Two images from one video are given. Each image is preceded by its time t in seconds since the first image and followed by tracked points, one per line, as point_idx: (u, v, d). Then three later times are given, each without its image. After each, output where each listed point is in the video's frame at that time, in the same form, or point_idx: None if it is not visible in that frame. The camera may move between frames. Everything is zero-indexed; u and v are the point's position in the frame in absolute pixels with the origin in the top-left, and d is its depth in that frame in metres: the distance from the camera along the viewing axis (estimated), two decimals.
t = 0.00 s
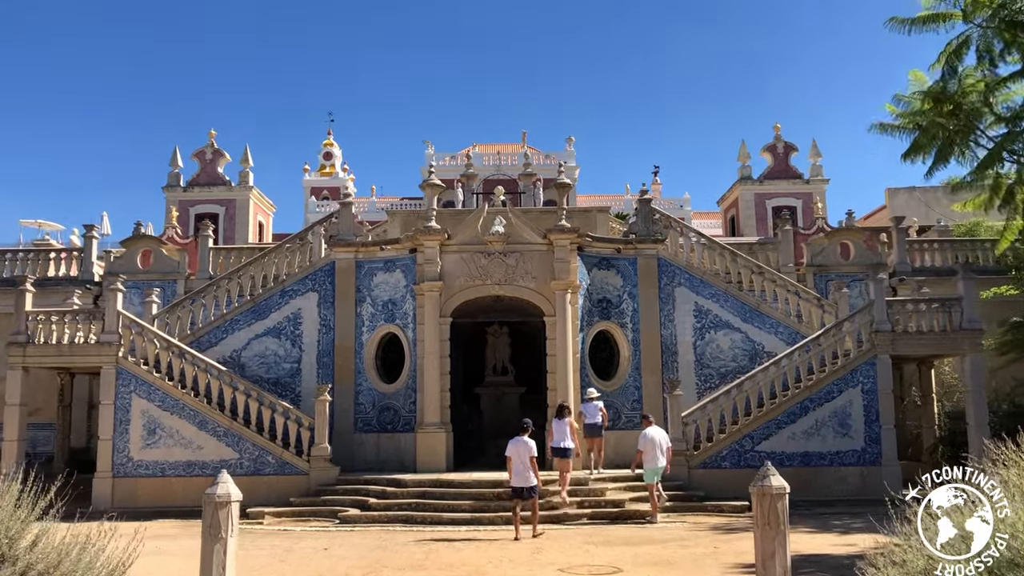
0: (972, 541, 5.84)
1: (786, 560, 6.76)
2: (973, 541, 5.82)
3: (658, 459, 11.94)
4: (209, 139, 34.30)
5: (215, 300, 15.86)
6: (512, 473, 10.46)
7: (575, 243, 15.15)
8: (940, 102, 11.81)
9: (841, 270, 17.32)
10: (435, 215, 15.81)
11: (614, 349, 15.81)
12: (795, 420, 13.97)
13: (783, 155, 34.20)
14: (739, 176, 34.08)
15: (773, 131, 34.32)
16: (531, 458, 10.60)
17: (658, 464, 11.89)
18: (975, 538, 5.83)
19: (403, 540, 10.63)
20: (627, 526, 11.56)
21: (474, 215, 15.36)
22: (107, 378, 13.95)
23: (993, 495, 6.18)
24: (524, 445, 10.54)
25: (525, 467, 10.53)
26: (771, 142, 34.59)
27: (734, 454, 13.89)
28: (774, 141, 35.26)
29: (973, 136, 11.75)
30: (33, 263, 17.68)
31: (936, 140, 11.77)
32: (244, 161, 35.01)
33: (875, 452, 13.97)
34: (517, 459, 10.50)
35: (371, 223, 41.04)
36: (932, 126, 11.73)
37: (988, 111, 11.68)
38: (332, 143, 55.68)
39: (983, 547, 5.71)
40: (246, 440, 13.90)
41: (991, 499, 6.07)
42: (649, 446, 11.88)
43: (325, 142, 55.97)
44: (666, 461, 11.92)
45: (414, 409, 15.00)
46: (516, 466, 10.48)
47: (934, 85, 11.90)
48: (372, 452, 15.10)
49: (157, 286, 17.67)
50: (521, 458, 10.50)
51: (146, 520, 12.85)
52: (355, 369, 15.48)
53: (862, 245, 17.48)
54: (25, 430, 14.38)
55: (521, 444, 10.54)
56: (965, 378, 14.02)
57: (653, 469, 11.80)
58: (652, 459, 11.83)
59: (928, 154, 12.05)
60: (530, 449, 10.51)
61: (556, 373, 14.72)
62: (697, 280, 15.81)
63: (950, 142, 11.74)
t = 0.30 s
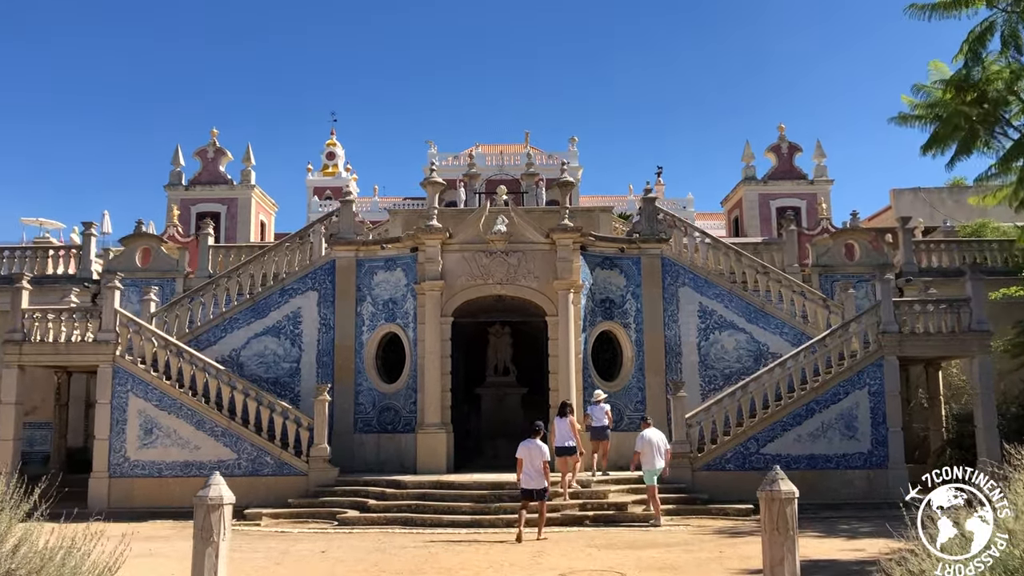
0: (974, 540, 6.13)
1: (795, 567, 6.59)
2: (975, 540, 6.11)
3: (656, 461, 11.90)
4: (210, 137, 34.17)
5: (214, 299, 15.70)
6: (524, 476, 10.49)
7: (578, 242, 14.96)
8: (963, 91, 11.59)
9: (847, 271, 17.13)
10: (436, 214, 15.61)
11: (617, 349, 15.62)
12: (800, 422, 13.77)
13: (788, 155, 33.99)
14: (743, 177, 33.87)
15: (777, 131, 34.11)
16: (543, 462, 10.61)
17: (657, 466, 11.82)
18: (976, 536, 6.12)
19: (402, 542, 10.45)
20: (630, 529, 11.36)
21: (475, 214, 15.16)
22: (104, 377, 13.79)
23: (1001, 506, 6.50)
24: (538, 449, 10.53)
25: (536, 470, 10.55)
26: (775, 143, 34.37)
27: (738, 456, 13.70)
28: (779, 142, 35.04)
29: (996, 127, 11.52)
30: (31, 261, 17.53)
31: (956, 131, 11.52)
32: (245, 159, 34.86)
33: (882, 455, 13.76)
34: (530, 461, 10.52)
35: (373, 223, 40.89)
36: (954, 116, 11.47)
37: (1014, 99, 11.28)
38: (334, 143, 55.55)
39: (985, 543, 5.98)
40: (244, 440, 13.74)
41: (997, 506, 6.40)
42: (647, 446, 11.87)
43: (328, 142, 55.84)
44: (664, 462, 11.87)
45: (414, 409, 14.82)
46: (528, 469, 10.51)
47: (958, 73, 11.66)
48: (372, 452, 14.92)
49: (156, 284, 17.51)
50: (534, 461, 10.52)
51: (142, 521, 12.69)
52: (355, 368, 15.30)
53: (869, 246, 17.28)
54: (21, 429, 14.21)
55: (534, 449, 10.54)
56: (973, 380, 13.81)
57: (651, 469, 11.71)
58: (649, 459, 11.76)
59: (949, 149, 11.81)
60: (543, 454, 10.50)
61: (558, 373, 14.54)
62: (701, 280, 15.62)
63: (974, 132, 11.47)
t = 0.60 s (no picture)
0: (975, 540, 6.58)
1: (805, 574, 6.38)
2: (975, 540, 6.58)
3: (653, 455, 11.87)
4: (208, 135, 33.88)
5: (209, 297, 15.45)
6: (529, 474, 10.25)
7: (578, 239, 14.72)
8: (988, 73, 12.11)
9: (851, 269, 16.90)
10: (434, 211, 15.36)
11: (618, 349, 15.38)
12: (804, 424, 13.53)
13: (789, 154, 33.76)
14: (744, 176, 33.64)
15: (779, 130, 33.89)
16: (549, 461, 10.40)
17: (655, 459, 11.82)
18: (977, 537, 6.60)
19: (397, 546, 10.20)
20: (631, 533, 11.10)
21: (474, 211, 14.91)
22: (96, 376, 13.54)
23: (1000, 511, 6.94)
24: (544, 448, 10.35)
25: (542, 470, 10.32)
26: (777, 142, 34.14)
27: (741, 458, 13.46)
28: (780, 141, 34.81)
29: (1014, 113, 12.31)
30: (22, 258, 17.24)
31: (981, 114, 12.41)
32: (243, 158, 34.60)
33: (888, 457, 13.52)
34: (536, 461, 10.30)
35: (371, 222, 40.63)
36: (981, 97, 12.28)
37: None
38: (333, 142, 55.28)
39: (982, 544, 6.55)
40: (238, 441, 13.49)
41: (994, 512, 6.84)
42: (645, 437, 11.90)
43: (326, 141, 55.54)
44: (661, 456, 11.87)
45: (412, 409, 14.58)
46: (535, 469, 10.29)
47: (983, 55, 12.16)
48: (368, 453, 14.67)
49: (150, 281, 17.26)
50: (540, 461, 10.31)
51: (132, 523, 12.43)
52: (351, 368, 15.06)
53: (873, 245, 17.05)
54: (10, 428, 13.93)
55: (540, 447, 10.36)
56: (980, 381, 13.58)
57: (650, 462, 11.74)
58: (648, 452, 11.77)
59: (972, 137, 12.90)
60: (551, 452, 10.32)
61: (558, 373, 14.29)
62: (704, 279, 15.38)
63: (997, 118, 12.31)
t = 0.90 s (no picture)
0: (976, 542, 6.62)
1: None
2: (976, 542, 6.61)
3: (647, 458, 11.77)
4: (202, 137, 33.63)
5: (200, 300, 15.21)
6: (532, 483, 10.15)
7: (576, 242, 14.51)
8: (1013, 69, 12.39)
9: (851, 273, 16.71)
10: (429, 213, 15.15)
11: (615, 354, 15.18)
12: (805, 429, 13.33)
13: (786, 157, 33.61)
14: (741, 179, 33.47)
15: (776, 133, 33.74)
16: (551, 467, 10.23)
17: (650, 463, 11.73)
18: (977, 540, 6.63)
19: (391, 555, 9.96)
20: (629, 541, 10.89)
21: (470, 212, 14.69)
22: (84, 380, 13.30)
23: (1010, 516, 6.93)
24: (544, 456, 10.16)
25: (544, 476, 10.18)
26: (774, 144, 33.98)
27: (741, 465, 13.25)
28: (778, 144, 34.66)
29: None
30: (11, 260, 16.99)
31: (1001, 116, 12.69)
32: (237, 159, 34.32)
33: (889, 464, 13.33)
34: (537, 470, 10.14)
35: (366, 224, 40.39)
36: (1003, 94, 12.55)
37: None
38: (328, 145, 55.04)
39: (983, 542, 6.73)
40: (229, 446, 13.25)
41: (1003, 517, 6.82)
42: (640, 441, 11.79)
43: (322, 144, 55.29)
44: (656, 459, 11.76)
45: (407, 415, 14.34)
46: (535, 476, 10.14)
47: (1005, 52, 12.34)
48: (362, 459, 14.44)
49: (141, 284, 17.03)
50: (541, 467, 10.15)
51: (120, 531, 12.17)
52: (345, 372, 14.83)
53: (873, 248, 16.87)
54: None
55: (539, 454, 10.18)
56: (983, 387, 13.39)
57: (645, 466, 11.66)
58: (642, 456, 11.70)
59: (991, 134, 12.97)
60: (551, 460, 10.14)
61: (555, 378, 14.08)
62: (702, 282, 15.19)
63: None
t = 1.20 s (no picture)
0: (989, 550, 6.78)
1: None
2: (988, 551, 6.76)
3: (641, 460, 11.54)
4: (198, 139, 33.43)
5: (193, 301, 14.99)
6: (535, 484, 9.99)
7: (574, 242, 14.30)
8: None
9: (853, 274, 16.53)
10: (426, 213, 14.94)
11: (615, 356, 14.97)
12: (807, 432, 13.12)
13: (785, 159, 33.47)
14: (740, 181, 33.31)
15: (776, 135, 33.58)
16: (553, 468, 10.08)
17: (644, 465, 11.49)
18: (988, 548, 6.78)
19: (386, 561, 9.74)
20: (630, 547, 10.65)
21: (467, 212, 14.49)
22: (75, 383, 13.06)
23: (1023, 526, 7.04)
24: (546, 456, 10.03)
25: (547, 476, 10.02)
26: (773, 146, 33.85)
27: (742, 468, 13.04)
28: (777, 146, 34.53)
29: None
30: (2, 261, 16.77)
31: None
32: (234, 161, 34.10)
33: (893, 467, 13.12)
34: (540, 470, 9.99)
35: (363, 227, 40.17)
36: None
37: None
38: (325, 148, 54.83)
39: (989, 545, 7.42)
40: (222, 450, 13.02)
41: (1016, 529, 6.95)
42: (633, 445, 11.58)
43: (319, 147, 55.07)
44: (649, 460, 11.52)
45: (403, 418, 14.12)
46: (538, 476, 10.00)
47: None
48: (358, 463, 14.22)
49: (134, 285, 16.81)
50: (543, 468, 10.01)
51: (110, 537, 11.93)
52: (340, 375, 14.61)
53: (876, 248, 16.69)
54: None
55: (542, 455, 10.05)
56: (987, 389, 13.21)
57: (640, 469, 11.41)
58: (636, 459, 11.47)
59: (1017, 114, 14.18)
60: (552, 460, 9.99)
61: (554, 380, 13.86)
62: (703, 283, 14.99)
63: None
